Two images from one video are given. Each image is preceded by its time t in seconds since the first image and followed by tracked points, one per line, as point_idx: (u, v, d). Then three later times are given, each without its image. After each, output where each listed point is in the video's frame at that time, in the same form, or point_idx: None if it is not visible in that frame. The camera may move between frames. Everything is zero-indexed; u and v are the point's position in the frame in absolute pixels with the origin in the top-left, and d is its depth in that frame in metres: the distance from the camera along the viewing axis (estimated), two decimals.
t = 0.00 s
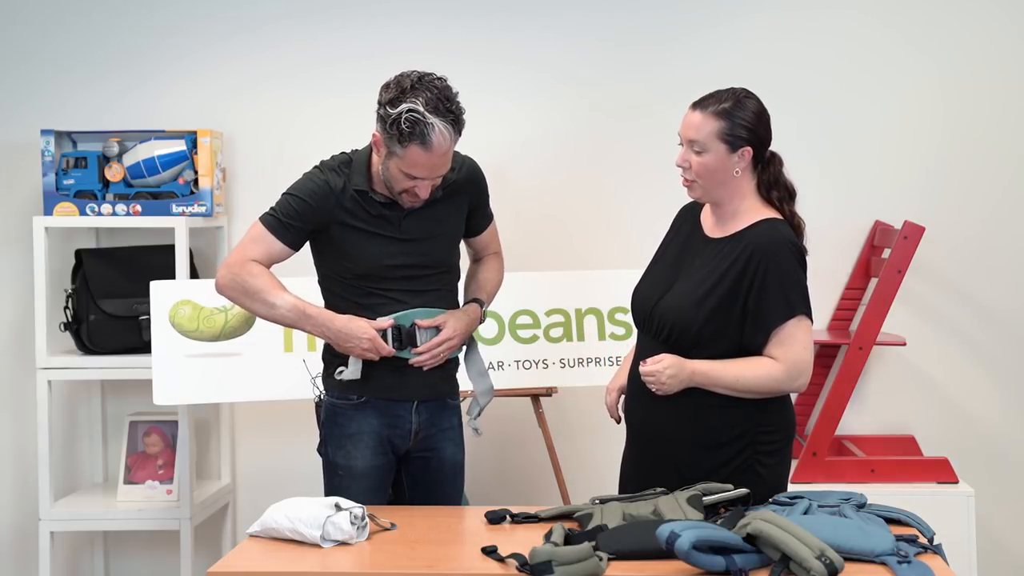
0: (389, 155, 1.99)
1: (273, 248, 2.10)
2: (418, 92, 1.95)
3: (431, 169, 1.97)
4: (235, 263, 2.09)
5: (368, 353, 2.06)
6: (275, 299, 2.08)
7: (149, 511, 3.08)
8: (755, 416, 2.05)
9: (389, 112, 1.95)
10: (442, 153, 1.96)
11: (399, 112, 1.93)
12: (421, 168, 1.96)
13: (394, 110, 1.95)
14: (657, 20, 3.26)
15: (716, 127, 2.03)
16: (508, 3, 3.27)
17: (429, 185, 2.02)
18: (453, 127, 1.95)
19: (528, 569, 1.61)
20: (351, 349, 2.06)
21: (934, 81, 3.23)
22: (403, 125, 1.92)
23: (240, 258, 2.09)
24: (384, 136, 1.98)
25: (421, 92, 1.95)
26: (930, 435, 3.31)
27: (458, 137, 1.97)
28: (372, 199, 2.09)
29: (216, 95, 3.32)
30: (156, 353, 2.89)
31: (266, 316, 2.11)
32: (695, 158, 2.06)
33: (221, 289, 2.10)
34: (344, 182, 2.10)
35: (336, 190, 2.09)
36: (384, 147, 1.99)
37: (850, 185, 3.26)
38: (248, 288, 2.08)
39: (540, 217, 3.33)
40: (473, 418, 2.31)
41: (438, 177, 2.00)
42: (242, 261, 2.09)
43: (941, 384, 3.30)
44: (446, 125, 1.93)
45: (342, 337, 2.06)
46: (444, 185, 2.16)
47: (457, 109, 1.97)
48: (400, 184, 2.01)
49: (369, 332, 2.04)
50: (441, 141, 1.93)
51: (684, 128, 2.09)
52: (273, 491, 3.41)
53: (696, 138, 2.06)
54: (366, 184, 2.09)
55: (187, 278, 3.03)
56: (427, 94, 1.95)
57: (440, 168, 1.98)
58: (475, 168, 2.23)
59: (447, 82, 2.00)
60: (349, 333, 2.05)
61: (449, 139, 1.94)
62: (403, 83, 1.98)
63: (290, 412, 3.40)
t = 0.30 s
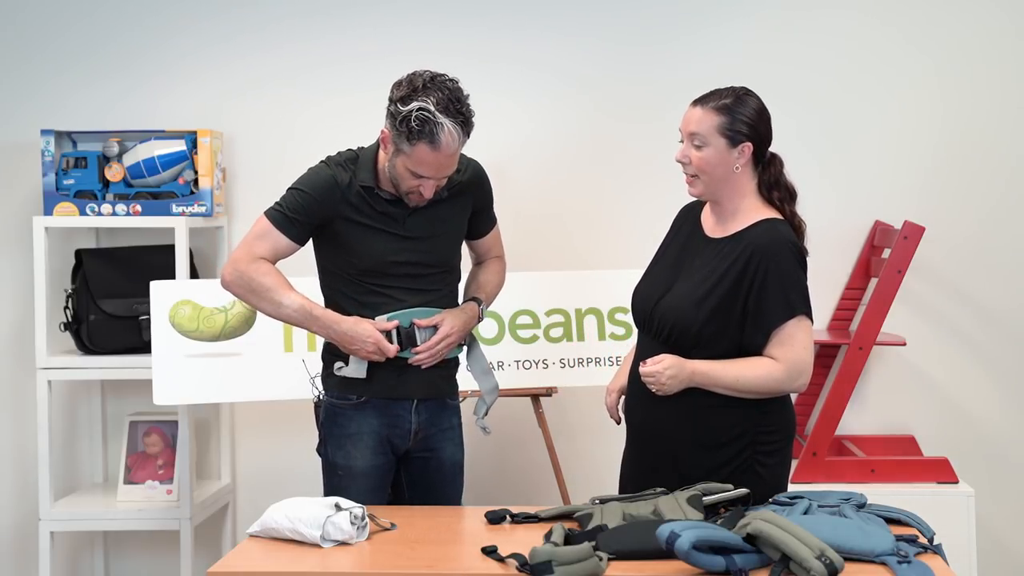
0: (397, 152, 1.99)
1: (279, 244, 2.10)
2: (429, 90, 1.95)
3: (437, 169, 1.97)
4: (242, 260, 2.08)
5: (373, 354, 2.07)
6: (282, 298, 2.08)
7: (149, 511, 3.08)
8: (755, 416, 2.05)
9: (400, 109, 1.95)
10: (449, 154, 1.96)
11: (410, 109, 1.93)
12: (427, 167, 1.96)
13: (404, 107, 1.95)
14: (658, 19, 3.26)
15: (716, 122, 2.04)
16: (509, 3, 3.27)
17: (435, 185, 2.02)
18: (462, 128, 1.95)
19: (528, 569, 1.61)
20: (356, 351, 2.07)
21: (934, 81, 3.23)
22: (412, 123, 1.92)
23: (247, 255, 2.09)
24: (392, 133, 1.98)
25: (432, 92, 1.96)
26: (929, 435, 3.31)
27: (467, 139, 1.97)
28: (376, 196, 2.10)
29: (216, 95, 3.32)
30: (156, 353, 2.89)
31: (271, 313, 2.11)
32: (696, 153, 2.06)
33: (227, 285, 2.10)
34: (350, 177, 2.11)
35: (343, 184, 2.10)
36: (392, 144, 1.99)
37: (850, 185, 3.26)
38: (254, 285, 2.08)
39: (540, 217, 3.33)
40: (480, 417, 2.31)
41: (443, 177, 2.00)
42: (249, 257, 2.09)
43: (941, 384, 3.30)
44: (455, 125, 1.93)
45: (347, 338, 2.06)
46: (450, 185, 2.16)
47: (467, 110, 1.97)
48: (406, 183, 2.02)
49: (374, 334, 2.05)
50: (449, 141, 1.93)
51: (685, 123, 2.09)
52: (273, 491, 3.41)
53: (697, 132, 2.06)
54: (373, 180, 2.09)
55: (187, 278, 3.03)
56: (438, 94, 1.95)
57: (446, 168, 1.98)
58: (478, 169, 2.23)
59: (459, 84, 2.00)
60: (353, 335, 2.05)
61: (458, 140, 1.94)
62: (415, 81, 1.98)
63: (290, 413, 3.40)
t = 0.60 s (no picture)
0: (399, 151, 1.99)
1: (286, 245, 2.10)
2: (433, 91, 1.95)
3: (440, 169, 1.97)
4: (249, 260, 2.09)
5: (380, 353, 2.06)
6: (288, 298, 2.09)
7: (149, 511, 3.08)
8: (755, 416, 2.05)
9: (404, 108, 1.95)
10: (452, 154, 1.96)
11: (413, 109, 1.93)
12: (429, 167, 1.96)
13: (408, 107, 1.95)
14: (658, 20, 3.26)
15: (712, 122, 2.04)
16: (509, 3, 3.27)
17: (437, 185, 2.02)
18: (465, 129, 1.95)
19: (528, 569, 1.61)
20: (363, 351, 2.06)
21: (934, 82, 3.23)
22: (415, 123, 1.93)
23: (253, 256, 2.09)
24: (395, 132, 1.98)
25: (437, 92, 1.96)
26: (930, 435, 3.31)
27: (470, 139, 1.97)
28: (378, 195, 2.10)
29: (216, 95, 3.32)
30: (156, 352, 2.89)
31: (277, 314, 2.11)
32: (693, 152, 2.06)
33: (234, 285, 2.10)
34: (354, 175, 2.11)
35: (347, 183, 2.10)
36: (395, 143, 1.99)
37: (850, 185, 3.26)
38: (261, 286, 2.09)
39: (541, 216, 3.33)
40: (474, 418, 2.32)
41: (445, 177, 2.00)
42: (255, 258, 2.09)
43: (941, 385, 3.30)
44: (458, 126, 1.93)
45: (353, 338, 2.06)
46: (454, 186, 2.17)
47: (471, 111, 1.97)
48: (408, 182, 2.02)
49: (380, 332, 2.04)
50: (452, 142, 1.93)
51: (683, 124, 2.09)
52: (273, 491, 3.41)
53: (694, 132, 2.06)
54: (376, 179, 2.09)
55: (187, 278, 3.03)
56: (442, 94, 1.95)
57: (448, 168, 1.98)
58: (480, 170, 2.23)
59: (464, 85, 2.00)
60: (359, 335, 2.05)
61: (461, 141, 1.94)
62: (420, 81, 1.98)
63: (290, 412, 3.40)
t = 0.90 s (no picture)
0: (399, 153, 1.99)
1: (272, 232, 2.13)
2: (435, 94, 1.95)
3: (438, 173, 1.97)
4: (233, 239, 2.11)
5: (338, 349, 2.07)
6: (261, 280, 2.10)
7: (149, 511, 3.08)
8: (753, 416, 2.05)
9: (405, 111, 1.96)
10: (451, 159, 1.96)
11: (414, 112, 1.93)
12: (427, 170, 1.96)
13: (409, 110, 1.95)
14: (658, 20, 3.26)
15: (710, 120, 2.04)
16: (509, 3, 3.27)
17: (435, 188, 2.02)
18: (465, 134, 1.95)
19: (528, 569, 1.61)
20: (319, 339, 2.08)
21: (934, 82, 3.23)
22: (414, 126, 1.92)
23: (238, 235, 2.11)
24: (396, 134, 1.98)
25: (438, 96, 1.96)
26: (930, 435, 3.31)
27: (469, 145, 1.97)
28: (379, 195, 2.10)
29: (216, 95, 3.32)
30: (156, 352, 2.89)
31: (248, 295, 2.12)
32: (690, 151, 2.07)
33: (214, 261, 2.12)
34: (353, 176, 2.11)
35: (344, 183, 2.10)
36: (395, 145, 2.00)
37: (850, 185, 3.26)
38: (237, 265, 2.10)
39: (541, 217, 3.33)
40: (479, 416, 2.27)
41: (443, 181, 2.01)
42: (239, 238, 2.11)
43: (941, 384, 3.30)
44: (458, 131, 1.93)
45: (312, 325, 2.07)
46: (456, 185, 2.16)
47: (472, 117, 1.97)
48: (407, 184, 2.02)
49: (343, 329, 2.06)
50: (451, 147, 1.93)
51: (683, 122, 2.09)
52: (274, 491, 3.41)
53: (691, 132, 2.06)
54: (376, 179, 2.09)
55: (187, 278, 3.03)
56: (444, 99, 1.95)
57: (446, 172, 1.98)
58: (483, 169, 2.23)
59: (467, 90, 2.00)
60: (323, 327, 2.06)
61: (460, 146, 1.94)
62: (422, 84, 1.98)
63: (290, 413, 3.40)
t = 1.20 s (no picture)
0: (392, 152, 2.00)
1: (278, 237, 2.12)
2: (426, 92, 1.95)
3: (430, 171, 1.98)
4: (240, 249, 2.11)
5: (356, 353, 2.06)
6: (275, 287, 2.10)
7: (149, 511, 3.08)
8: (756, 414, 2.05)
9: (396, 109, 1.96)
10: (443, 156, 1.96)
11: (404, 109, 1.94)
12: (419, 168, 1.97)
13: (400, 107, 1.96)
14: (658, 20, 3.26)
15: (711, 116, 2.04)
16: (509, 3, 3.27)
17: (429, 187, 2.03)
18: (456, 132, 1.95)
19: (528, 569, 1.61)
20: (340, 344, 2.06)
21: (934, 82, 3.23)
22: (405, 124, 1.93)
23: (244, 244, 2.11)
24: (389, 132, 1.99)
25: (429, 93, 1.96)
26: (930, 435, 3.31)
27: (462, 142, 1.97)
28: (379, 193, 2.10)
29: (216, 96, 3.32)
30: (156, 352, 2.89)
31: (263, 302, 2.12)
32: (689, 145, 2.06)
33: (224, 272, 2.12)
34: (352, 176, 2.12)
35: (344, 183, 2.10)
36: (389, 143, 2.00)
37: (850, 185, 3.26)
38: (249, 273, 2.10)
39: (541, 217, 3.33)
40: (479, 419, 2.26)
41: (437, 179, 2.01)
42: (246, 246, 2.11)
43: (941, 384, 3.30)
44: (449, 128, 1.93)
45: (332, 329, 2.06)
46: (452, 179, 2.16)
47: (463, 115, 1.97)
48: (402, 183, 2.03)
49: (360, 334, 2.05)
50: (441, 144, 1.93)
51: (684, 117, 2.09)
52: (273, 491, 3.41)
53: (691, 126, 2.06)
54: (376, 178, 2.10)
55: (187, 278, 3.03)
56: (435, 96, 1.95)
57: (438, 170, 1.98)
58: (480, 164, 2.23)
59: (459, 88, 2.00)
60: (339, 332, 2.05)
61: (451, 144, 1.94)
62: (414, 82, 1.98)
63: (290, 413, 3.40)
